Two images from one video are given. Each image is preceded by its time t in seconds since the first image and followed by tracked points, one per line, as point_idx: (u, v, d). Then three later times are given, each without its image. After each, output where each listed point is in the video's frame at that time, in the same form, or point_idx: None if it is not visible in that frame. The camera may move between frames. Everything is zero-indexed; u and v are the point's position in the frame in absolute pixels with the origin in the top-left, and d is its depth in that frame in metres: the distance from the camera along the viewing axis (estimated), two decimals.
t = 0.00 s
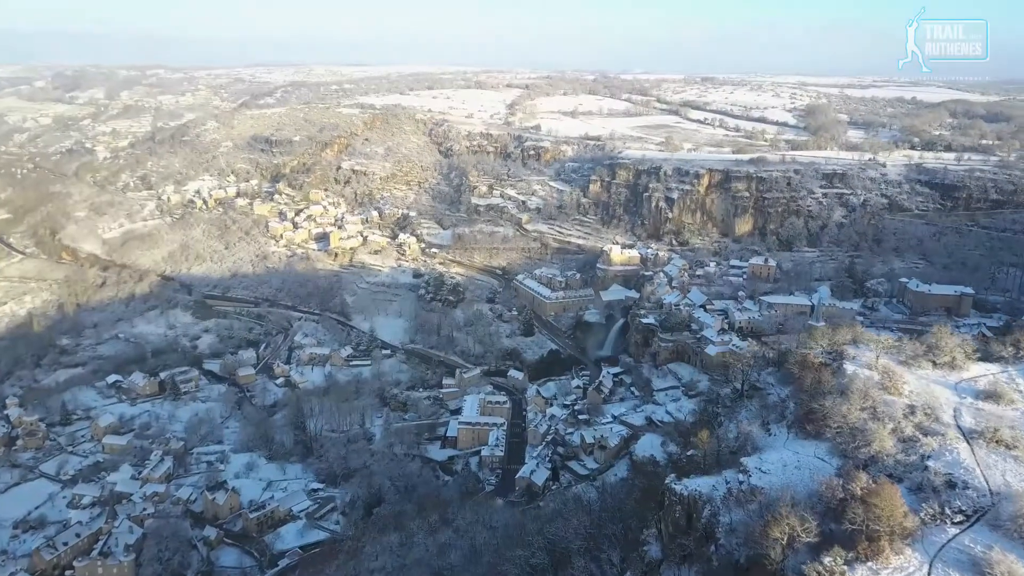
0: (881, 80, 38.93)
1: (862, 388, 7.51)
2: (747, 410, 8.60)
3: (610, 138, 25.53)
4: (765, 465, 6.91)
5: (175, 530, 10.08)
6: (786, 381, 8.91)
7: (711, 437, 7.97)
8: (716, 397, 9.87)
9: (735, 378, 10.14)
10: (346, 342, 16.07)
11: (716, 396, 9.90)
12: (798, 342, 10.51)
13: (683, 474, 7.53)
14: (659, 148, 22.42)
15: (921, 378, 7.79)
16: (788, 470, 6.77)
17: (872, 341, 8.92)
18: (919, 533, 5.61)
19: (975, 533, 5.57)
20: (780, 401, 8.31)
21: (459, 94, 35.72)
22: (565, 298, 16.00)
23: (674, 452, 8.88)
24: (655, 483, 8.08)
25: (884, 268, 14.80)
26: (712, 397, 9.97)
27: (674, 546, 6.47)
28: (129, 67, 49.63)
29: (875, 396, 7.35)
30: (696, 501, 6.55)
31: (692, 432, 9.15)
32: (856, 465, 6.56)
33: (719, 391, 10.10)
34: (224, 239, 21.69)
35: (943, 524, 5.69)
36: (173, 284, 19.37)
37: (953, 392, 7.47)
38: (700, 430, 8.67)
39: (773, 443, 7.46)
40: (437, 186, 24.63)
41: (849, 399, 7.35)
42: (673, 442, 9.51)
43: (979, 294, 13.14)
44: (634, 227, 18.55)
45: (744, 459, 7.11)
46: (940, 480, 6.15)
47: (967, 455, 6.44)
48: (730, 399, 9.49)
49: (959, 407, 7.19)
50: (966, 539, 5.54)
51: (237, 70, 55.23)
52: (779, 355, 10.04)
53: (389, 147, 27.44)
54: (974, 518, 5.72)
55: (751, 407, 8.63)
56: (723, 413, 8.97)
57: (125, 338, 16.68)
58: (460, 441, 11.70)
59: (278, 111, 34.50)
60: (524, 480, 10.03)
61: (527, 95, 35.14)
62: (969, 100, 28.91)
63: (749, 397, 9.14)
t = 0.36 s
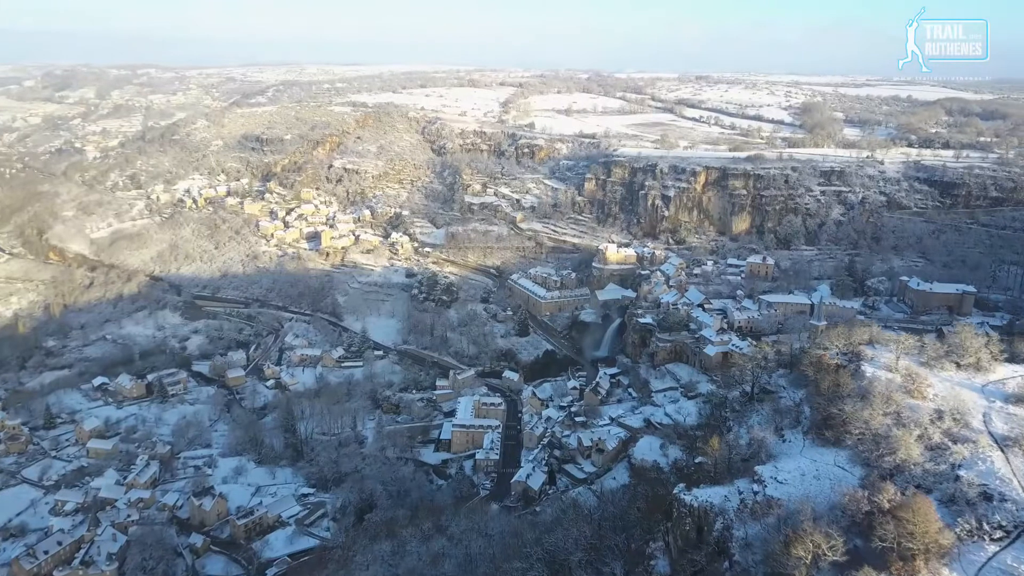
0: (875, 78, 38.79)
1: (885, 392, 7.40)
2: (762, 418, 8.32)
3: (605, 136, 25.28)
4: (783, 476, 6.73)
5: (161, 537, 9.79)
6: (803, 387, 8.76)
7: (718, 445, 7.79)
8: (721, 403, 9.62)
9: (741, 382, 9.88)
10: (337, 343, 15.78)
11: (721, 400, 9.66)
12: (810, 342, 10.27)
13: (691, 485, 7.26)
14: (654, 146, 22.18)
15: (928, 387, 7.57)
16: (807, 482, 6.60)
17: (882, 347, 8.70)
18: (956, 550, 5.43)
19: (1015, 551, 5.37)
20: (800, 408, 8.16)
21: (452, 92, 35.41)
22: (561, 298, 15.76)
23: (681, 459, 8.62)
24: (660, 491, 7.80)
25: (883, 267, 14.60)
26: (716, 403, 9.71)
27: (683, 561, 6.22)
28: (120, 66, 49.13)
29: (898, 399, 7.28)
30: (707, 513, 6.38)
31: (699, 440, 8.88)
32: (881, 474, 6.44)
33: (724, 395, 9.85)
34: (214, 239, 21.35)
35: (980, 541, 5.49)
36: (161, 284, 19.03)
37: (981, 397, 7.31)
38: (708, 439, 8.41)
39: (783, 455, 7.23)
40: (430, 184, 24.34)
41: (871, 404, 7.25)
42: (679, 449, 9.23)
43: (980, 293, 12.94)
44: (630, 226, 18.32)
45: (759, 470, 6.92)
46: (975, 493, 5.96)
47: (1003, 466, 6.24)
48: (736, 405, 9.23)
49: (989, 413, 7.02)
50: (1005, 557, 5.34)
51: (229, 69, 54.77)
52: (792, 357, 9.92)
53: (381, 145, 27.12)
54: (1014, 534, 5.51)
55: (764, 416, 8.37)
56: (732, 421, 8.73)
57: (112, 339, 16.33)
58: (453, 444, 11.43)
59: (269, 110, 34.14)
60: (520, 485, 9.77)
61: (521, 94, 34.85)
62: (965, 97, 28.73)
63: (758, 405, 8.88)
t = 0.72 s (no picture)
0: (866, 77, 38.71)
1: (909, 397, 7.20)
2: (774, 426, 8.04)
3: (597, 133, 25.04)
4: (800, 486, 6.64)
5: (143, 546, 9.48)
6: (819, 389, 8.49)
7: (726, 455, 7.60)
8: (729, 409, 9.36)
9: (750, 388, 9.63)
10: (326, 345, 15.48)
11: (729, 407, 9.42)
12: (823, 340, 10.03)
13: (700, 495, 7.11)
14: (647, 144, 21.95)
15: (944, 389, 7.32)
16: (825, 493, 6.51)
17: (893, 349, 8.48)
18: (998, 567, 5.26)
19: None
20: (814, 415, 7.90)
21: (442, 91, 35.08)
22: (553, 297, 15.51)
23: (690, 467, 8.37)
24: (664, 501, 7.54)
25: (880, 265, 14.43)
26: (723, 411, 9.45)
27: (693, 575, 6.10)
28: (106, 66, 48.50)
29: (922, 404, 7.08)
30: (718, 527, 6.31)
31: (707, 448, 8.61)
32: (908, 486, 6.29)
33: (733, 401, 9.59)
34: (201, 239, 20.97)
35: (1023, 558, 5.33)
36: (146, 285, 18.65)
37: (1007, 398, 7.13)
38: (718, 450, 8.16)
39: (799, 465, 7.12)
40: (420, 182, 24.04)
41: (893, 409, 7.07)
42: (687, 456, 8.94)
43: (979, 291, 12.78)
44: (623, 224, 18.09)
45: (774, 480, 6.84)
46: (1012, 505, 5.80)
47: None
48: (744, 412, 8.97)
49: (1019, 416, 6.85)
50: None
51: (218, 70, 54.20)
52: (802, 356, 9.67)
53: (371, 144, 26.78)
54: None
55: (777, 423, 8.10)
56: (741, 429, 8.47)
57: (96, 341, 15.95)
58: (445, 448, 11.15)
59: (257, 108, 33.72)
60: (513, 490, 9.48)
61: (512, 92, 34.55)
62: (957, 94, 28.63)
63: (770, 407, 8.61)
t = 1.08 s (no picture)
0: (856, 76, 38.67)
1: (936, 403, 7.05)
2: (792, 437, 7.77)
3: (588, 131, 24.81)
4: (820, 499, 6.55)
5: (123, 556, 9.16)
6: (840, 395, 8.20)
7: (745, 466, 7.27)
8: (735, 413, 9.06)
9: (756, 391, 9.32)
10: (314, 346, 15.18)
11: (735, 411, 9.14)
12: (834, 339, 9.77)
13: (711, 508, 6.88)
14: (638, 141, 21.73)
15: (944, 397, 7.16)
16: (846, 506, 6.39)
17: (900, 356, 8.26)
18: None
19: None
20: (833, 423, 7.72)
21: (431, 89, 34.75)
22: (545, 297, 15.25)
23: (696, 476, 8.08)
24: (676, 513, 7.34)
25: (875, 263, 14.26)
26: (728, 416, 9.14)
27: None
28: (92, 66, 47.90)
29: (950, 410, 6.94)
30: (732, 541, 6.18)
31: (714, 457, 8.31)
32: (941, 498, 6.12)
33: (740, 404, 9.30)
34: (186, 238, 20.58)
35: None
36: (130, 286, 18.25)
37: None
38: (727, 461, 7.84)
39: (818, 474, 7.00)
40: (409, 181, 23.73)
41: (921, 417, 6.93)
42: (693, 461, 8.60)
43: (976, 288, 12.63)
44: (615, 222, 17.86)
45: (792, 491, 6.75)
46: None
47: None
48: (750, 418, 8.69)
49: None
50: None
51: (205, 69, 53.67)
52: (813, 357, 9.34)
53: (359, 142, 26.44)
54: None
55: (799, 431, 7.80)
56: (750, 437, 8.20)
57: (78, 343, 15.56)
58: (435, 451, 10.88)
59: (244, 107, 33.30)
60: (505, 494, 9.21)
61: (502, 90, 34.28)
62: (947, 91, 28.55)
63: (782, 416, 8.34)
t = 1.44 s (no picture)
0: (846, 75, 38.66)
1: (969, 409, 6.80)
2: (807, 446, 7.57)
3: (579, 129, 24.57)
4: (844, 514, 6.20)
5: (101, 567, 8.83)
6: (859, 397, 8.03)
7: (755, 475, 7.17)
8: (744, 420, 8.89)
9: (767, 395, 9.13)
10: (301, 347, 14.86)
11: (746, 417, 8.96)
12: (846, 342, 9.56)
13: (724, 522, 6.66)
14: (630, 139, 21.51)
15: (952, 402, 6.98)
16: (873, 522, 6.07)
17: (921, 357, 8.07)
18: None
19: None
20: (853, 430, 7.50)
21: (421, 87, 34.43)
22: (537, 296, 14.99)
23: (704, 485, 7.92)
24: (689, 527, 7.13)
25: (871, 261, 14.09)
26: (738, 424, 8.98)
27: None
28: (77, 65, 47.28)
29: (984, 416, 6.69)
30: (748, 561, 5.91)
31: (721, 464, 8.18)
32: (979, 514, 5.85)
33: (749, 410, 9.09)
34: (172, 238, 20.19)
35: None
36: (114, 287, 17.86)
37: None
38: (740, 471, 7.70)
39: (841, 487, 6.71)
40: (399, 179, 23.43)
41: (954, 425, 6.67)
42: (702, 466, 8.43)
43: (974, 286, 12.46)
44: (607, 221, 17.64)
45: (813, 505, 6.40)
46: None
47: None
48: (760, 425, 8.49)
49: None
50: None
51: (192, 68, 53.11)
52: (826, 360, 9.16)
53: (347, 140, 26.10)
54: None
55: (816, 440, 7.61)
56: (762, 444, 8.06)
57: (60, 345, 15.17)
58: (425, 456, 10.61)
59: (231, 105, 32.87)
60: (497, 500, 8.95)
61: (492, 88, 34.00)
62: (938, 89, 28.50)
63: (797, 419, 8.19)
